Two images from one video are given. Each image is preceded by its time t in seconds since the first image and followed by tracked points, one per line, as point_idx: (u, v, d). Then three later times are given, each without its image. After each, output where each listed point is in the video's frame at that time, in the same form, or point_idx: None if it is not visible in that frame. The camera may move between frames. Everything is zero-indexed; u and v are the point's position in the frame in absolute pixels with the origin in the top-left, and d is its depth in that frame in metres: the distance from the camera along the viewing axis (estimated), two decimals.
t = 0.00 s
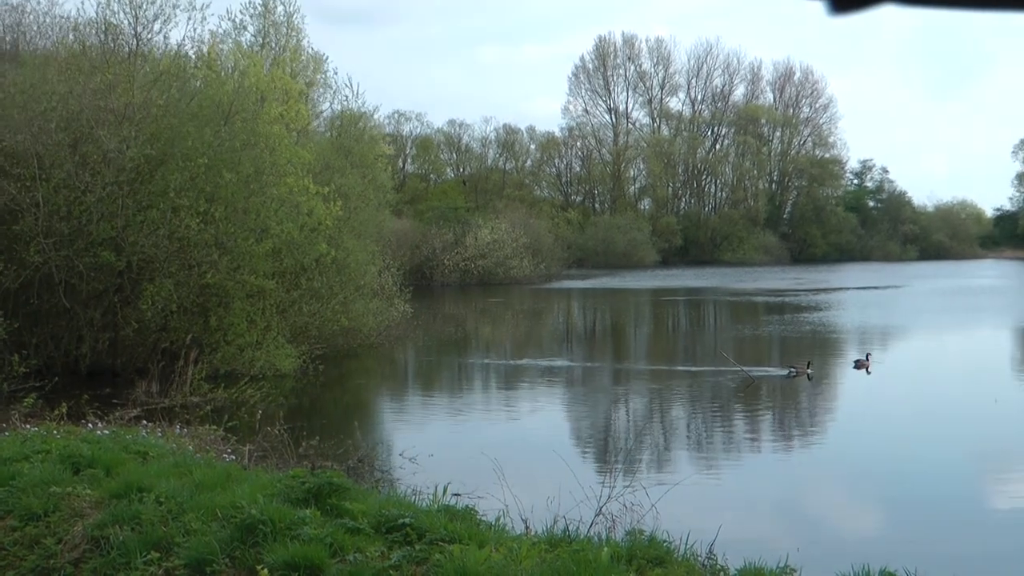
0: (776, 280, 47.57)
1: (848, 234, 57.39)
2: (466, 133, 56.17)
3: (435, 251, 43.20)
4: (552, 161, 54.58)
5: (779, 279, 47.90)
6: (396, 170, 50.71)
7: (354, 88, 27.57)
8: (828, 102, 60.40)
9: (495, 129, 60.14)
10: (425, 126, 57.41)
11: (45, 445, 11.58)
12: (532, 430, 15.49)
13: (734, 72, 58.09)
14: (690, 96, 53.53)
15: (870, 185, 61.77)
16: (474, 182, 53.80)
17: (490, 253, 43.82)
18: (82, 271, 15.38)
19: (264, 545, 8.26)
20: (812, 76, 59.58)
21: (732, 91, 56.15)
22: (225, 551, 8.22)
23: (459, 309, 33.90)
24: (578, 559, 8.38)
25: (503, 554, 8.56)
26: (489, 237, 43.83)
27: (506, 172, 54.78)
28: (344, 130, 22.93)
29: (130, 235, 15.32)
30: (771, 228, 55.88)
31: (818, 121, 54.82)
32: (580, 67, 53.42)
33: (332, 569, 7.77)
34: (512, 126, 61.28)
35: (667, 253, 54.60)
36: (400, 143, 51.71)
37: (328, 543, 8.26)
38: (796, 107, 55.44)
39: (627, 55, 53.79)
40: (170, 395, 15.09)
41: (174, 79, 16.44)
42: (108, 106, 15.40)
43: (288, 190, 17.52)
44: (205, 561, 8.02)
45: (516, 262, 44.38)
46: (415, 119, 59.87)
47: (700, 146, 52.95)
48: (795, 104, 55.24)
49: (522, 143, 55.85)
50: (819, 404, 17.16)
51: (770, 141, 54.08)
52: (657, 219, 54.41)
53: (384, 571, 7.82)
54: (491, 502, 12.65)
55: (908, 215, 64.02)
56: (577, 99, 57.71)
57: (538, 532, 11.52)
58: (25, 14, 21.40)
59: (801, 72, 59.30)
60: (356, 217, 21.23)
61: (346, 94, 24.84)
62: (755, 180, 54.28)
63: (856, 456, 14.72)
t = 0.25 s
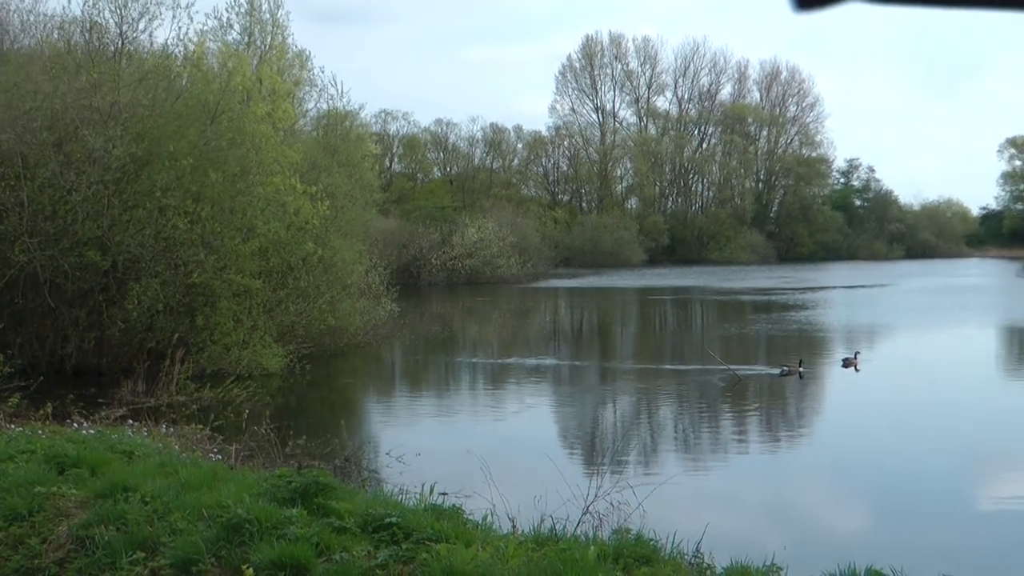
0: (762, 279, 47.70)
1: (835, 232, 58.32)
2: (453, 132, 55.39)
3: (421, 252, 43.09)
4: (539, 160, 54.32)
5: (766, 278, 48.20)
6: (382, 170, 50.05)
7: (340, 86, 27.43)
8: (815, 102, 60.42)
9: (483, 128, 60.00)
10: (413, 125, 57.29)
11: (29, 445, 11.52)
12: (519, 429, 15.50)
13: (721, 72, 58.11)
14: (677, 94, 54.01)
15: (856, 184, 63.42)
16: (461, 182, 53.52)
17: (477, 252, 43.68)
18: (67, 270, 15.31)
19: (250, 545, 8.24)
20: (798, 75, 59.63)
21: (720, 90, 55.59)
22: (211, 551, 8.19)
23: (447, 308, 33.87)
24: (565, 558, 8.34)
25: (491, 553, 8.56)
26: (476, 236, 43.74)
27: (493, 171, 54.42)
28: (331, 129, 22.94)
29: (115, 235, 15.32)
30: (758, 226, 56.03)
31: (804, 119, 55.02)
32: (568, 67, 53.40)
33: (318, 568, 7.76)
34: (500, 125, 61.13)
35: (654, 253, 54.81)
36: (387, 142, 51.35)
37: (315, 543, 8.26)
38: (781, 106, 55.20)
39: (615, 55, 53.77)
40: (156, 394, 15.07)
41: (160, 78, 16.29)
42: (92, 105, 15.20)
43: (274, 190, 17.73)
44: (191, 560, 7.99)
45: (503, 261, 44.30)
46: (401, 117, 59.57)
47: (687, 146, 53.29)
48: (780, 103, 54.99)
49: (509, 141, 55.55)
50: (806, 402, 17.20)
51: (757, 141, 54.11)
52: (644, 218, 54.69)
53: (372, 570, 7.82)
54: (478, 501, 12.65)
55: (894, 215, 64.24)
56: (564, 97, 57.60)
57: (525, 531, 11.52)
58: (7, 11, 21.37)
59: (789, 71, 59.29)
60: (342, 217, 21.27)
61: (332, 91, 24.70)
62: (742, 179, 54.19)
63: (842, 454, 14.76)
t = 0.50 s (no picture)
0: (750, 279, 47.77)
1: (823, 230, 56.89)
2: (442, 131, 55.76)
3: (409, 250, 43.00)
4: (528, 159, 54.17)
5: (753, 277, 48.49)
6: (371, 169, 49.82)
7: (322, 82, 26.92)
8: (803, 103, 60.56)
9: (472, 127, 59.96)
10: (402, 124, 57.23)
11: (16, 444, 11.50)
12: (507, 429, 15.49)
13: (710, 72, 58.15)
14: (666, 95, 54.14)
15: (844, 185, 60.83)
16: (449, 181, 53.51)
17: (465, 251, 43.71)
18: (54, 268, 15.29)
19: (237, 544, 8.21)
20: (785, 74, 59.86)
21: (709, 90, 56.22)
22: (198, 550, 8.16)
23: (435, 307, 33.86)
24: (552, 558, 8.27)
25: (477, 553, 8.57)
26: (464, 235, 43.77)
27: (482, 170, 54.49)
28: (319, 126, 22.89)
29: (103, 232, 15.34)
30: (745, 227, 55.91)
31: (793, 120, 55.09)
32: (557, 66, 53.38)
33: (305, 568, 7.74)
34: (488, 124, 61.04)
35: (642, 252, 55.03)
36: (376, 141, 51.17)
37: (301, 543, 8.25)
38: (770, 106, 56.01)
39: (603, 54, 53.80)
40: (143, 392, 15.03)
41: (149, 76, 16.23)
42: (79, 102, 15.09)
43: (262, 189, 17.70)
44: (177, 560, 7.96)
45: (491, 260, 44.61)
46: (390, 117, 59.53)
47: (676, 146, 53.61)
48: (769, 103, 56.03)
49: (498, 140, 55.55)
50: (794, 402, 17.23)
51: (746, 140, 54.25)
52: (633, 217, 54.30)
53: (359, 570, 7.81)
54: (465, 500, 12.64)
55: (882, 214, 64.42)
56: (553, 96, 57.52)
57: (512, 531, 11.52)
58: None
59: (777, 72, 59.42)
60: (331, 215, 21.28)
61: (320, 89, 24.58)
62: (730, 179, 54.60)
63: (830, 454, 14.77)
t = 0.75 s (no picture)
0: (738, 278, 47.86)
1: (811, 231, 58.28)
2: (429, 131, 55.76)
3: (396, 249, 42.87)
4: (515, 158, 54.06)
5: (740, 276, 48.74)
6: (357, 168, 49.88)
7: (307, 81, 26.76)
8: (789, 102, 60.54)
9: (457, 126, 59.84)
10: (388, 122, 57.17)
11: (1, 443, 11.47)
12: (493, 428, 15.49)
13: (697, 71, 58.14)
14: (653, 94, 54.17)
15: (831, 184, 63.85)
16: (436, 180, 53.20)
17: (451, 251, 43.83)
18: (39, 267, 15.27)
19: (223, 543, 8.20)
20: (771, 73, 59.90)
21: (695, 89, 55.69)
22: (184, 549, 8.14)
23: (421, 306, 33.84)
24: (539, 557, 8.27)
25: (463, 552, 8.58)
26: (450, 233, 43.76)
27: (468, 169, 54.11)
28: (305, 125, 22.86)
29: (88, 231, 15.30)
30: (732, 226, 56.60)
31: (780, 120, 55.46)
32: (544, 65, 53.28)
33: (292, 567, 7.74)
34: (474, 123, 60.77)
35: (629, 251, 54.90)
36: (362, 141, 51.02)
37: (288, 542, 8.26)
38: (757, 106, 55.78)
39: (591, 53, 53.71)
40: (128, 392, 14.98)
41: (136, 74, 16.17)
42: (64, 101, 15.00)
43: (249, 187, 17.72)
44: (163, 559, 7.94)
45: (478, 259, 44.69)
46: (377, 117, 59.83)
47: (664, 145, 53.36)
48: (756, 102, 55.52)
49: (484, 139, 55.03)
50: (780, 401, 17.25)
51: (731, 140, 54.14)
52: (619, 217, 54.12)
53: (345, 569, 7.82)
54: (452, 499, 12.65)
55: (868, 214, 64.64)
56: (540, 95, 57.39)
57: (499, 530, 11.53)
58: None
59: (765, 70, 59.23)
60: (317, 215, 21.30)
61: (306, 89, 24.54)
62: (717, 178, 54.53)
63: (816, 453, 14.81)
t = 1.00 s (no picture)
0: (724, 276, 47.97)
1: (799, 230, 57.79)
2: (417, 130, 55.57)
3: (384, 248, 42.95)
4: (503, 157, 54.16)
5: (725, 275, 48.88)
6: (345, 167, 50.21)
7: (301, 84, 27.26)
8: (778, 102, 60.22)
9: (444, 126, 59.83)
10: (376, 122, 57.12)
11: None
12: (482, 427, 15.47)
13: (684, 71, 57.91)
14: (641, 93, 54.02)
15: (818, 184, 63.57)
16: (423, 179, 52.92)
17: (439, 249, 43.87)
18: (26, 267, 15.24)
19: (210, 543, 8.19)
20: (758, 72, 59.90)
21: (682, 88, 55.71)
22: (170, 549, 8.11)
23: (408, 305, 33.81)
24: (526, 556, 8.34)
25: (452, 551, 8.57)
26: (438, 233, 43.76)
27: (455, 168, 54.10)
28: (292, 124, 22.82)
29: (75, 230, 15.27)
30: (720, 226, 56.25)
31: (767, 118, 54.75)
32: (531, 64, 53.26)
33: (278, 567, 7.71)
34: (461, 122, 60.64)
35: (617, 251, 54.66)
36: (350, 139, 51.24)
37: (275, 542, 8.27)
38: (744, 104, 55.03)
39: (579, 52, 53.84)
40: (116, 391, 14.95)
41: (123, 73, 16.17)
42: (52, 100, 15.05)
43: (237, 187, 17.71)
44: (150, 559, 7.92)
45: (466, 258, 44.61)
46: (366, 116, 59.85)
47: (652, 144, 53.39)
48: (744, 101, 54.87)
49: (472, 138, 55.17)
50: (768, 400, 17.26)
51: (719, 139, 54.00)
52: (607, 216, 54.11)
53: (333, 569, 7.83)
54: (440, 499, 12.64)
55: (855, 212, 64.74)
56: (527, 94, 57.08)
57: (486, 529, 11.52)
58: None
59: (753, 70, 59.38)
60: (304, 214, 21.29)
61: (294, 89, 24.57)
62: (705, 177, 54.53)
63: (803, 451, 14.84)
